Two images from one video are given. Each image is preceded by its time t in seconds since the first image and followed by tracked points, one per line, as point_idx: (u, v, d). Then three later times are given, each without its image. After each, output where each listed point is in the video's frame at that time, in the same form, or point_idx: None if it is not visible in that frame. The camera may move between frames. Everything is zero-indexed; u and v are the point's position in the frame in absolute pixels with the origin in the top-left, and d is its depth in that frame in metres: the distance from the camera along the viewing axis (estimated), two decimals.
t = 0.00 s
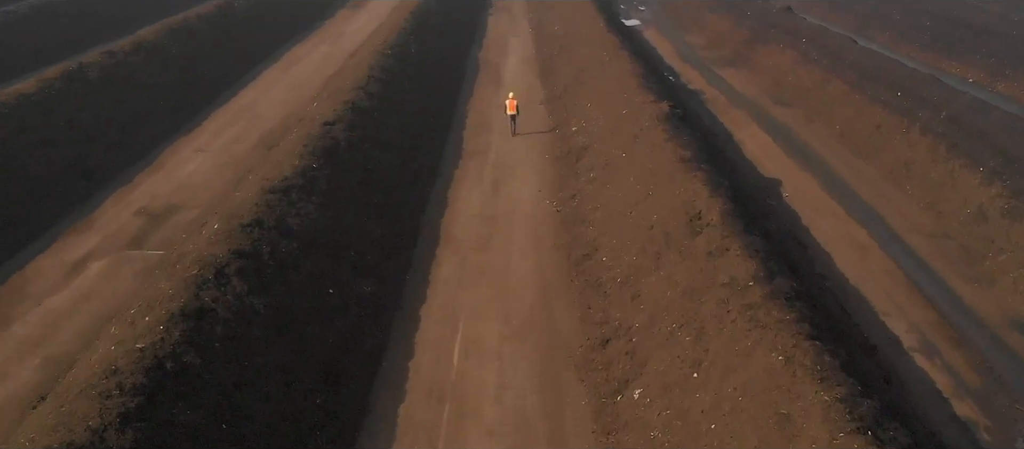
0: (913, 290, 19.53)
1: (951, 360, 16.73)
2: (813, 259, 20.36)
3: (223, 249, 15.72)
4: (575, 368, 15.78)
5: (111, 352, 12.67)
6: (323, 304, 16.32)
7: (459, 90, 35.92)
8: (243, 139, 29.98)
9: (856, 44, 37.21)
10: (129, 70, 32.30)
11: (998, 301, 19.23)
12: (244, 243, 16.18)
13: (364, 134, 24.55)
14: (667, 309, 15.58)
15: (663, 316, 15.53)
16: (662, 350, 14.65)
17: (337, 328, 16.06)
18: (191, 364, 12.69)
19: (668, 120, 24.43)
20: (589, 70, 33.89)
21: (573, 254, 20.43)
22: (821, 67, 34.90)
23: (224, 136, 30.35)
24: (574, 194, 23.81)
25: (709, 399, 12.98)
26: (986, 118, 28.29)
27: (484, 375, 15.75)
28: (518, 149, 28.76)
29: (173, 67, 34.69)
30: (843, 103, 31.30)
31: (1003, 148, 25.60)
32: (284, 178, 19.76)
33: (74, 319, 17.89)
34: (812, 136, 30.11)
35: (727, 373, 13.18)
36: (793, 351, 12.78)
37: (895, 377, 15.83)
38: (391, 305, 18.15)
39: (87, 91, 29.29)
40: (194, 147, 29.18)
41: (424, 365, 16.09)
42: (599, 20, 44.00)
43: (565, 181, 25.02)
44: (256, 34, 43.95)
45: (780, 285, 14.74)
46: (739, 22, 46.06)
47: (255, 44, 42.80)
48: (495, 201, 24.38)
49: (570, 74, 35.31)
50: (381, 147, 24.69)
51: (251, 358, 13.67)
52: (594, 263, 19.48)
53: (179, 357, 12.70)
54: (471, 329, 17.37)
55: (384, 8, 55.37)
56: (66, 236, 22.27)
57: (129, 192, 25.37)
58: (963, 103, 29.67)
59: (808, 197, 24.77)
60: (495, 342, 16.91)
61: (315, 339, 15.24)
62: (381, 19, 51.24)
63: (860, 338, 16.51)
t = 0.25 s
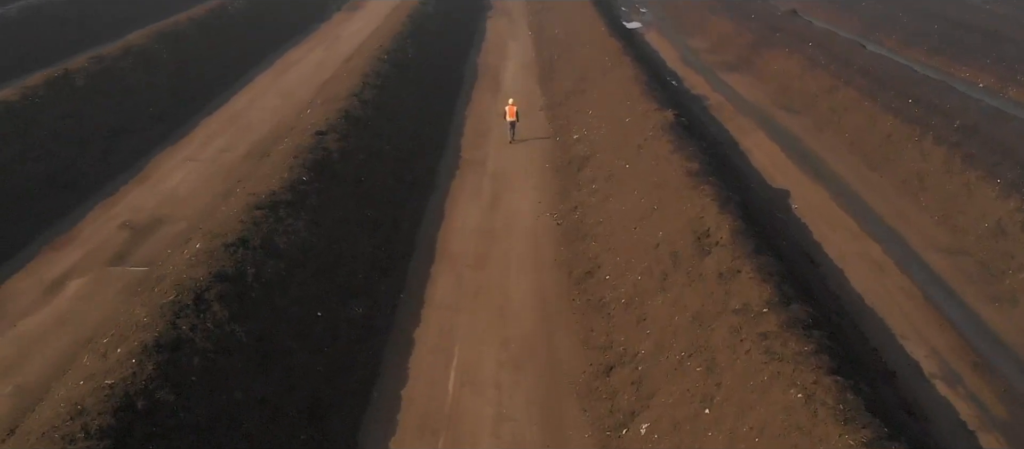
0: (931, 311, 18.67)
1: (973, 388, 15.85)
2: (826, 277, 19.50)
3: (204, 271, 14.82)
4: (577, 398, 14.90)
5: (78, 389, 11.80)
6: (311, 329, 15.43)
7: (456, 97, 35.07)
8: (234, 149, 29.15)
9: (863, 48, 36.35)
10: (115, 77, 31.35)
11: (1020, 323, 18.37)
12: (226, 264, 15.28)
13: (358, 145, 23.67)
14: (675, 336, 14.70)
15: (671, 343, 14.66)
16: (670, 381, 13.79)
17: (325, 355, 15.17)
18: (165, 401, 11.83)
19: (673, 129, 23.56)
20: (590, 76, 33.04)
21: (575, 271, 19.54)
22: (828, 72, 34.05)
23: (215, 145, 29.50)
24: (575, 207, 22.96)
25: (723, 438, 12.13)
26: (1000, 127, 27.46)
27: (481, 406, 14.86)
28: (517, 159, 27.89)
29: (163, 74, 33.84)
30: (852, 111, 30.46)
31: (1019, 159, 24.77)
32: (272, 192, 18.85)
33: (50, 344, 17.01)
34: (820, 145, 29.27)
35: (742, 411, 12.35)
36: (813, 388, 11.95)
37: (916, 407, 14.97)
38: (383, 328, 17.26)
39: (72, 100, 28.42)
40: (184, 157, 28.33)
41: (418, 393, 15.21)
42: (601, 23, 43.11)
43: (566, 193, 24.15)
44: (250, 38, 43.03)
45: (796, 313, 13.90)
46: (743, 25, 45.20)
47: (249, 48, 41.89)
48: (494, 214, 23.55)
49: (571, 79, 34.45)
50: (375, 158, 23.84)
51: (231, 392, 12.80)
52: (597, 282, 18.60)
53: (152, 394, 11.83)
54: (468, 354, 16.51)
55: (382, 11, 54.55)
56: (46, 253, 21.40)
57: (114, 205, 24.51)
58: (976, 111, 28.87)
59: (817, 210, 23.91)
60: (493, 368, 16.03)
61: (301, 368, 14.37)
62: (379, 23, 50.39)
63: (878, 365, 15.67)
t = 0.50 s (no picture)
0: (951, 333, 17.82)
1: (1000, 419, 14.95)
2: (839, 296, 18.60)
3: (181, 297, 13.92)
4: (579, 431, 13.98)
5: (39, 432, 10.96)
6: (296, 356, 14.51)
7: (453, 102, 34.16)
8: (223, 157, 28.21)
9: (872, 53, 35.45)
10: (102, 83, 30.38)
11: None
12: (206, 289, 14.37)
13: (350, 155, 22.75)
14: (684, 366, 13.82)
15: (679, 374, 13.76)
16: (680, 417, 12.94)
17: (311, 384, 14.25)
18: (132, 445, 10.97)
19: (678, 139, 22.65)
20: (591, 81, 32.12)
21: (577, 290, 18.62)
22: (836, 78, 33.14)
23: (204, 153, 28.56)
24: (576, 220, 22.08)
25: None
26: (1016, 137, 26.65)
27: (477, 439, 13.93)
28: (516, 168, 26.98)
29: (153, 79, 32.87)
30: (861, 117, 29.56)
31: None
32: (257, 208, 17.92)
33: (20, 369, 16.03)
34: (829, 153, 28.34)
35: None
36: (836, 432, 11.21)
37: (940, 440, 14.12)
38: (375, 352, 16.33)
39: (56, 107, 27.43)
40: (171, 166, 27.39)
41: (410, 425, 14.29)
42: (602, 25, 42.18)
43: (567, 205, 23.26)
44: (243, 40, 42.03)
45: (814, 345, 13.12)
46: (746, 28, 44.27)
47: (242, 51, 40.92)
48: (492, 227, 22.64)
49: (572, 84, 33.53)
50: (369, 168, 22.93)
51: (206, 432, 11.92)
52: (599, 302, 17.67)
53: (118, 437, 10.98)
54: (464, 380, 15.59)
55: (378, 14, 53.63)
56: (23, 270, 20.42)
57: (97, 218, 23.54)
58: (990, 119, 28.02)
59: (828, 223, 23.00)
60: (490, 397, 15.09)
61: (284, 400, 13.48)
62: (376, 25, 49.47)
63: (898, 395, 14.86)
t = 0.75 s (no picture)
0: (974, 358, 16.91)
1: None
2: (855, 318, 17.71)
3: (154, 328, 13.04)
4: None
5: None
6: (278, 390, 13.59)
7: (450, 109, 33.22)
8: (212, 166, 27.26)
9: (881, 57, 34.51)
10: (88, 90, 29.43)
11: None
12: (181, 318, 13.47)
13: (342, 167, 21.82)
14: (694, 403, 12.93)
15: (689, 411, 12.88)
16: None
17: (294, 420, 13.32)
18: None
19: (684, 151, 21.74)
20: (593, 87, 31.16)
21: (578, 312, 17.69)
22: (844, 84, 32.22)
23: (192, 162, 27.62)
24: (577, 236, 21.17)
25: None
26: None
27: None
28: (516, 178, 26.08)
29: (140, 86, 31.83)
30: (871, 126, 28.67)
31: None
32: (241, 225, 16.96)
33: None
34: (839, 163, 27.42)
35: None
36: None
37: None
38: (365, 381, 15.39)
39: (40, 116, 26.50)
40: (158, 176, 26.48)
41: None
42: (603, 29, 41.22)
43: (568, 219, 22.35)
44: (236, 44, 41.04)
45: (835, 382, 12.26)
46: (751, 31, 43.36)
47: (234, 55, 39.94)
48: (490, 242, 21.71)
49: (572, 90, 32.58)
50: (361, 181, 22.00)
51: None
52: (602, 326, 16.74)
53: None
54: (460, 412, 14.67)
55: (375, 16, 52.66)
56: None
57: (79, 232, 22.60)
58: (1005, 128, 27.12)
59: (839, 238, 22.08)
60: (487, 431, 14.17)
61: (263, 440, 12.58)
62: (372, 28, 48.58)
63: (921, 429, 13.98)
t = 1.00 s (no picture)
0: (1000, 389, 15.95)
1: None
2: (872, 346, 16.77)
3: (121, 366, 12.13)
4: None
5: None
6: (256, 431, 12.64)
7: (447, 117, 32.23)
8: (199, 178, 26.28)
9: (891, 63, 33.51)
10: (72, 98, 28.45)
11: None
12: (152, 354, 12.55)
13: (332, 181, 20.84)
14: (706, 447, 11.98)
15: None
16: None
17: None
18: None
19: (691, 163, 20.76)
20: (594, 94, 30.14)
21: (580, 338, 16.72)
22: (853, 92, 31.22)
23: (179, 174, 26.64)
24: (579, 253, 20.19)
25: None
26: None
27: None
28: (514, 191, 25.11)
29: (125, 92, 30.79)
30: (882, 135, 27.70)
31: None
32: (222, 247, 15.99)
33: None
34: (849, 175, 26.43)
35: None
36: None
37: None
38: (352, 415, 14.41)
39: (20, 127, 25.56)
40: (142, 189, 25.55)
41: None
42: (604, 33, 40.24)
43: (569, 236, 21.39)
44: (228, 49, 40.06)
45: (860, 428, 11.31)
46: (755, 35, 42.43)
47: (226, 60, 38.97)
48: (487, 260, 20.74)
49: (573, 98, 31.58)
50: (352, 196, 21.03)
51: None
52: (605, 354, 15.78)
53: None
54: None
55: (372, 21, 51.72)
56: None
57: (57, 249, 21.63)
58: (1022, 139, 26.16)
59: (853, 257, 21.09)
60: None
61: None
62: (369, 33, 47.70)
63: None
